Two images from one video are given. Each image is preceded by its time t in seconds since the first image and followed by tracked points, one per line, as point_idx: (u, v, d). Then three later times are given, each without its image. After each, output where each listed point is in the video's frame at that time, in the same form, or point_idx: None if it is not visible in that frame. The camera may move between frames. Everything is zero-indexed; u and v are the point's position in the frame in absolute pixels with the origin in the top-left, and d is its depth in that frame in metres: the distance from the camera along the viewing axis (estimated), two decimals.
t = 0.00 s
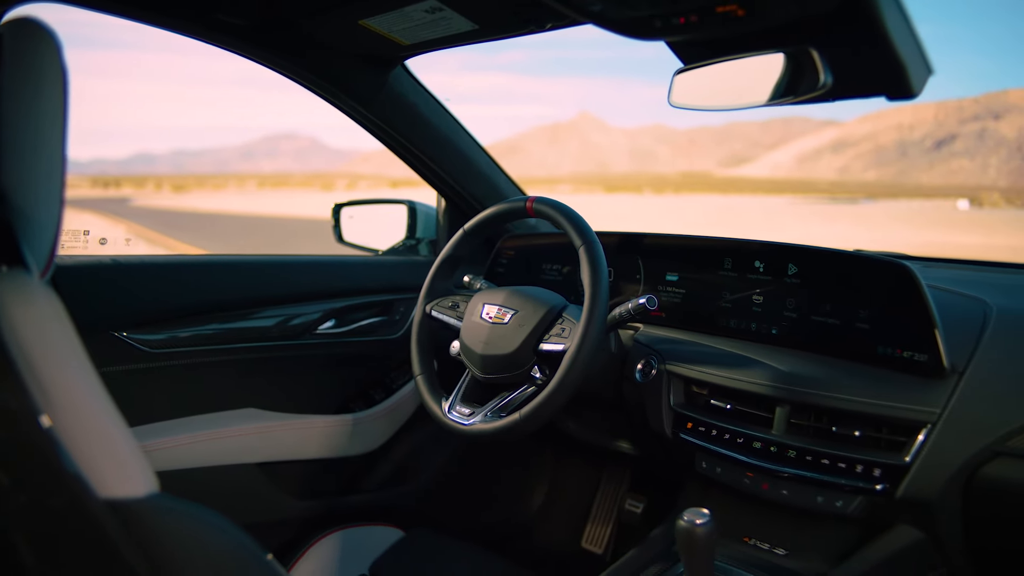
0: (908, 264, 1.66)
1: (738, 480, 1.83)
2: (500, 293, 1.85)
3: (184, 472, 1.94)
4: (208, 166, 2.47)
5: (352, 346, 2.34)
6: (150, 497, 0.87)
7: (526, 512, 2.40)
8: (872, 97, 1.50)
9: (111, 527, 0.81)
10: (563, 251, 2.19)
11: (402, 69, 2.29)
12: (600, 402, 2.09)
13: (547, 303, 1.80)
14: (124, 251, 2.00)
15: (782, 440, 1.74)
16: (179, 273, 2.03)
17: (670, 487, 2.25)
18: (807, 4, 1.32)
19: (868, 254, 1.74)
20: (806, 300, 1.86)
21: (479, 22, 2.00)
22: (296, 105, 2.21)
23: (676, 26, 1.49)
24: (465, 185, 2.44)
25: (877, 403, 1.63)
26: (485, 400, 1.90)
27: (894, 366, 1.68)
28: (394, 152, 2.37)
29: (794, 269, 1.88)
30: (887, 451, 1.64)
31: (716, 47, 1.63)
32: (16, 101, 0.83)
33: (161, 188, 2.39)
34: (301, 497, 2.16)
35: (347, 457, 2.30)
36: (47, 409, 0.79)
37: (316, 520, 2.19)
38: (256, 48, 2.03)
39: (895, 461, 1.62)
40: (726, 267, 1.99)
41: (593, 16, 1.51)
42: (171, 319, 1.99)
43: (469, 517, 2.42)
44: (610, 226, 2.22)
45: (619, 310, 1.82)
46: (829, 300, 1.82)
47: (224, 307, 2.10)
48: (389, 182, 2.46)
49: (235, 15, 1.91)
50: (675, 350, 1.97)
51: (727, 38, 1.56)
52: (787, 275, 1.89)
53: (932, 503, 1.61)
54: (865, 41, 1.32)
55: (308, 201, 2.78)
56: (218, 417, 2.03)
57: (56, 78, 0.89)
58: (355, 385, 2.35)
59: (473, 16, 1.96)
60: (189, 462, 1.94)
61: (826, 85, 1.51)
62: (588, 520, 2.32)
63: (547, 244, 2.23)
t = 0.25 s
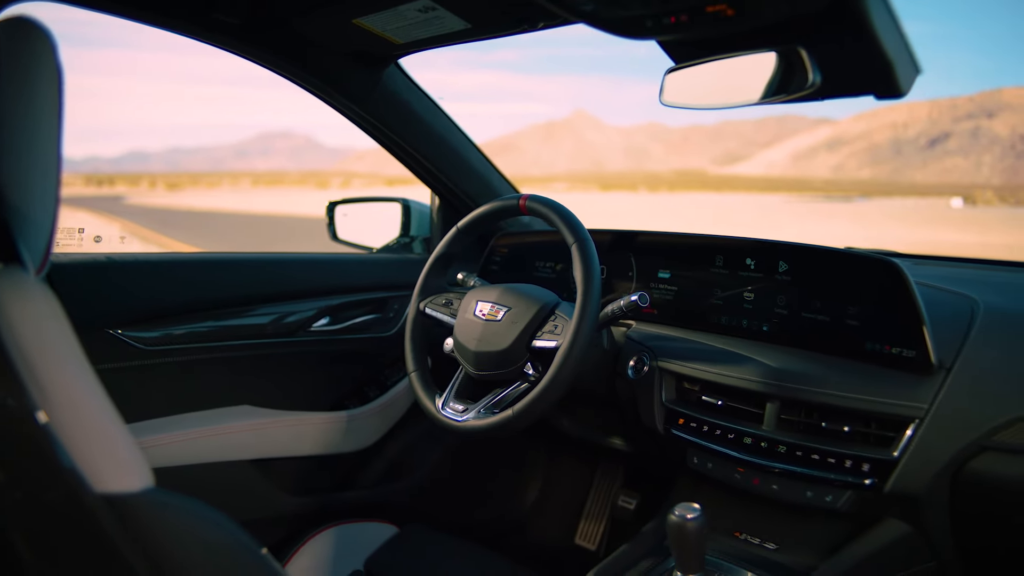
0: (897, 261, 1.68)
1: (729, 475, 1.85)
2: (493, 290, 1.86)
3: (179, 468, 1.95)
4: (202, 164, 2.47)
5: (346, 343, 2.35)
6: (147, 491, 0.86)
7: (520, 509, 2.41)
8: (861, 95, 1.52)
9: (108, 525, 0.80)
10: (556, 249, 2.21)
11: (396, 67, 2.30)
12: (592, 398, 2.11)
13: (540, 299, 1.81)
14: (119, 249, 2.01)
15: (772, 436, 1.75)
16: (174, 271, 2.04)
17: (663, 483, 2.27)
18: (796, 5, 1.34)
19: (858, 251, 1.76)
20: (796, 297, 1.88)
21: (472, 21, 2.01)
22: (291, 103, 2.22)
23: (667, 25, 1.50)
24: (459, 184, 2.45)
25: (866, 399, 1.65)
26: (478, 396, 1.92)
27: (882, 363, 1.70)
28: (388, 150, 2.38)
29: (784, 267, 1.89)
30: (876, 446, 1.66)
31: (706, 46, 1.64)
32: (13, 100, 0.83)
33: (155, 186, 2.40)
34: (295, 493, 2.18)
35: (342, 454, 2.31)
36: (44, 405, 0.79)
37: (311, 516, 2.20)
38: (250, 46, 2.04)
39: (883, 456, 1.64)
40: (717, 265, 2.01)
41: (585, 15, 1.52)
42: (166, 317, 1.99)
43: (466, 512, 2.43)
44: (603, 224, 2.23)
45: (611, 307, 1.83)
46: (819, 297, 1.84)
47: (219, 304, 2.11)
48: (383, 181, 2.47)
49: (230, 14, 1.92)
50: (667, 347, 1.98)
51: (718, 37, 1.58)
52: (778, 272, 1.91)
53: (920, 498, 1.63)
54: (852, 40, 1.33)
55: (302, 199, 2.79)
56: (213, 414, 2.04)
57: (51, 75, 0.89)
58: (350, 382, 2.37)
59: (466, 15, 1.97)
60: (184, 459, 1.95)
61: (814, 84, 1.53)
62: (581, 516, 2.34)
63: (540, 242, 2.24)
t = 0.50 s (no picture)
0: (887, 258, 1.70)
1: (721, 470, 1.86)
2: (487, 288, 1.87)
3: (175, 465, 1.96)
4: (197, 163, 2.48)
5: (341, 341, 2.36)
6: (143, 485, 0.86)
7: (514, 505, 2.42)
8: (851, 95, 1.54)
9: (105, 517, 0.81)
10: (550, 246, 2.22)
11: (391, 66, 2.31)
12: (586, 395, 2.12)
13: (533, 296, 1.82)
14: (114, 247, 2.02)
15: (764, 431, 1.77)
16: (168, 269, 2.05)
17: (656, 478, 2.29)
18: (785, 5, 1.35)
19: (848, 248, 1.78)
20: (787, 294, 1.89)
21: (466, 20, 2.02)
22: (285, 101, 2.23)
23: (658, 25, 1.52)
24: (453, 182, 2.47)
25: (856, 395, 1.67)
26: (473, 392, 1.93)
27: (872, 358, 1.72)
28: (383, 148, 2.39)
29: (775, 264, 1.91)
30: (865, 441, 1.68)
31: (698, 45, 1.66)
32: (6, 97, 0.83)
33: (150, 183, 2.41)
34: (291, 490, 2.19)
35: (336, 451, 2.33)
36: (43, 401, 0.80)
37: (306, 513, 2.22)
38: (245, 44, 2.05)
39: (872, 451, 1.66)
40: (710, 262, 2.03)
41: (577, 15, 1.54)
42: (161, 314, 2.00)
43: (460, 508, 2.44)
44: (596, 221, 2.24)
45: (604, 304, 1.84)
46: (810, 293, 1.85)
47: (214, 302, 2.12)
48: (380, 178, 2.49)
49: (225, 13, 1.93)
50: (660, 343, 2.00)
51: (708, 37, 1.59)
52: (769, 269, 1.92)
53: (909, 492, 1.65)
54: (841, 38, 1.35)
55: (298, 197, 2.80)
56: (209, 410, 2.05)
57: (48, 73, 0.88)
58: (345, 378, 2.38)
59: (460, 15, 1.98)
60: (180, 455, 1.96)
61: (803, 84, 1.55)
62: (576, 511, 2.37)
63: (534, 239, 2.26)
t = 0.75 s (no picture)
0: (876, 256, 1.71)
1: (713, 466, 1.87)
2: (480, 285, 1.89)
3: (170, 462, 1.97)
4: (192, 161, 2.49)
5: (336, 338, 2.37)
6: (140, 480, 0.86)
7: (509, 501, 2.44)
8: (840, 93, 1.56)
9: (103, 514, 0.81)
10: (543, 244, 2.24)
11: (385, 65, 2.32)
12: (579, 391, 2.14)
13: (526, 294, 1.84)
14: (110, 245, 2.03)
15: (754, 427, 1.79)
16: (163, 266, 2.06)
17: (649, 474, 2.31)
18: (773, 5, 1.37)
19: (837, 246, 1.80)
20: (777, 291, 1.91)
21: (459, 19, 2.03)
22: (280, 100, 2.24)
23: (649, 24, 1.54)
24: (448, 180, 2.48)
25: (845, 390, 1.69)
26: (467, 389, 1.94)
27: (862, 355, 1.74)
28: (377, 147, 2.40)
29: (766, 261, 1.93)
30: (855, 437, 1.70)
31: (688, 45, 1.68)
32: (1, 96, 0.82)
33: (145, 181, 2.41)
34: (285, 486, 2.20)
35: (331, 447, 2.34)
36: (40, 397, 0.80)
37: (301, 509, 2.23)
38: (239, 43, 2.06)
39: (862, 446, 1.68)
40: (701, 259, 2.04)
41: (569, 14, 1.55)
42: (156, 312, 2.01)
43: (454, 505, 2.46)
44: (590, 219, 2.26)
45: (597, 302, 1.86)
46: (800, 291, 1.87)
47: (208, 299, 2.13)
48: (375, 176, 2.49)
49: (219, 13, 1.94)
50: (652, 340, 2.02)
51: (698, 36, 1.61)
52: (761, 267, 1.94)
53: (897, 486, 1.67)
54: (828, 38, 1.37)
55: (293, 195, 2.81)
56: (204, 407, 2.06)
57: (44, 75, 0.87)
58: (339, 376, 2.39)
59: (453, 14, 1.99)
60: (176, 452, 1.98)
61: (793, 83, 1.57)
62: (570, 507, 2.39)
63: (527, 237, 2.27)
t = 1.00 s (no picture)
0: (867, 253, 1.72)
1: (704, 461, 1.89)
2: (474, 282, 1.90)
3: (165, 458, 1.98)
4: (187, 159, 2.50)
5: (331, 335, 2.38)
6: (138, 473, 0.86)
7: (503, 498, 2.45)
8: (830, 92, 1.58)
9: (101, 510, 0.82)
10: (537, 242, 2.25)
11: (380, 64, 2.33)
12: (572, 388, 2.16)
13: (520, 291, 1.85)
14: (105, 242, 2.03)
15: (745, 422, 1.81)
16: (159, 264, 2.06)
17: (642, 470, 2.33)
18: (761, 5, 1.39)
19: (827, 243, 1.82)
20: (768, 289, 1.93)
21: (453, 19, 2.04)
22: (274, 98, 2.25)
23: (641, 24, 1.57)
24: (442, 179, 2.49)
25: (835, 386, 1.71)
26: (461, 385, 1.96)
27: (852, 351, 1.76)
28: (372, 145, 2.41)
29: (758, 259, 1.94)
30: (844, 432, 1.72)
31: (679, 44, 1.70)
32: None
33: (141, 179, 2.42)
34: (280, 483, 2.21)
35: (326, 444, 2.35)
36: (37, 393, 0.80)
37: (296, 506, 2.24)
38: (233, 41, 2.06)
39: (850, 441, 1.70)
40: (694, 257, 2.06)
41: (560, 13, 1.57)
42: (151, 309, 2.02)
43: (451, 501, 2.46)
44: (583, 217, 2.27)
45: (590, 299, 1.87)
46: (791, 288, 1.89)
47: (203, 297, 2.14)
48: (370, 175, 2.50)
49: (213, 11, 1.95)
50: (644, 337, 2.04)
51: (688, 35, 1.63)
52: (752, 264, 1.96)
53: (885, 481, 1.69)
54: (815, 38, 1.39)
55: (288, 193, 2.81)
56: (200, 404, 2.07)
57: (40, 74, 0.87)
58: (334, 373, 2.40)
59: (447, 14, 2.01)
60: (172, 448, 1.99)
61: (783, 83, 1.58)
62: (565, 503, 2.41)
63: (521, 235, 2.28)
